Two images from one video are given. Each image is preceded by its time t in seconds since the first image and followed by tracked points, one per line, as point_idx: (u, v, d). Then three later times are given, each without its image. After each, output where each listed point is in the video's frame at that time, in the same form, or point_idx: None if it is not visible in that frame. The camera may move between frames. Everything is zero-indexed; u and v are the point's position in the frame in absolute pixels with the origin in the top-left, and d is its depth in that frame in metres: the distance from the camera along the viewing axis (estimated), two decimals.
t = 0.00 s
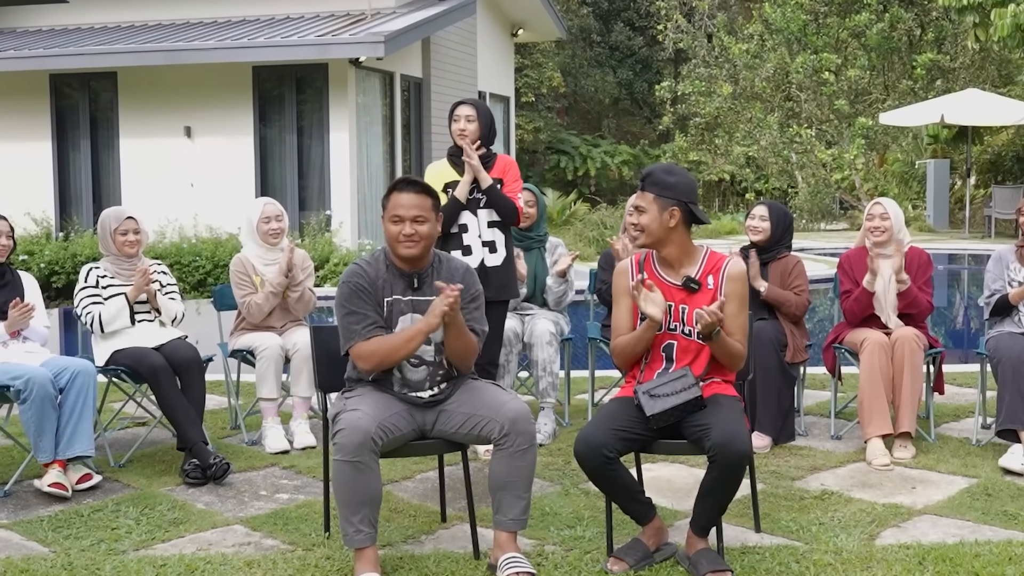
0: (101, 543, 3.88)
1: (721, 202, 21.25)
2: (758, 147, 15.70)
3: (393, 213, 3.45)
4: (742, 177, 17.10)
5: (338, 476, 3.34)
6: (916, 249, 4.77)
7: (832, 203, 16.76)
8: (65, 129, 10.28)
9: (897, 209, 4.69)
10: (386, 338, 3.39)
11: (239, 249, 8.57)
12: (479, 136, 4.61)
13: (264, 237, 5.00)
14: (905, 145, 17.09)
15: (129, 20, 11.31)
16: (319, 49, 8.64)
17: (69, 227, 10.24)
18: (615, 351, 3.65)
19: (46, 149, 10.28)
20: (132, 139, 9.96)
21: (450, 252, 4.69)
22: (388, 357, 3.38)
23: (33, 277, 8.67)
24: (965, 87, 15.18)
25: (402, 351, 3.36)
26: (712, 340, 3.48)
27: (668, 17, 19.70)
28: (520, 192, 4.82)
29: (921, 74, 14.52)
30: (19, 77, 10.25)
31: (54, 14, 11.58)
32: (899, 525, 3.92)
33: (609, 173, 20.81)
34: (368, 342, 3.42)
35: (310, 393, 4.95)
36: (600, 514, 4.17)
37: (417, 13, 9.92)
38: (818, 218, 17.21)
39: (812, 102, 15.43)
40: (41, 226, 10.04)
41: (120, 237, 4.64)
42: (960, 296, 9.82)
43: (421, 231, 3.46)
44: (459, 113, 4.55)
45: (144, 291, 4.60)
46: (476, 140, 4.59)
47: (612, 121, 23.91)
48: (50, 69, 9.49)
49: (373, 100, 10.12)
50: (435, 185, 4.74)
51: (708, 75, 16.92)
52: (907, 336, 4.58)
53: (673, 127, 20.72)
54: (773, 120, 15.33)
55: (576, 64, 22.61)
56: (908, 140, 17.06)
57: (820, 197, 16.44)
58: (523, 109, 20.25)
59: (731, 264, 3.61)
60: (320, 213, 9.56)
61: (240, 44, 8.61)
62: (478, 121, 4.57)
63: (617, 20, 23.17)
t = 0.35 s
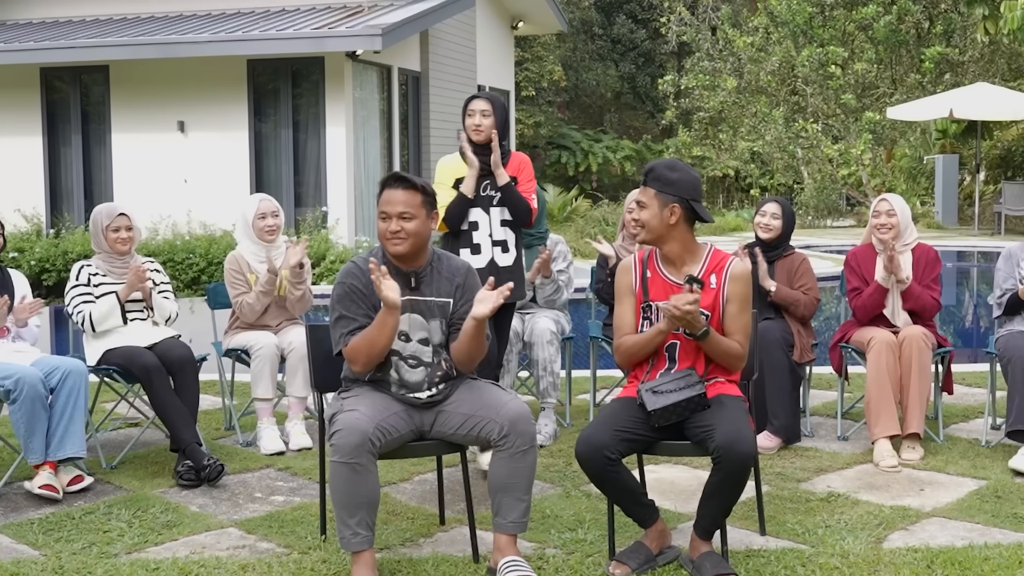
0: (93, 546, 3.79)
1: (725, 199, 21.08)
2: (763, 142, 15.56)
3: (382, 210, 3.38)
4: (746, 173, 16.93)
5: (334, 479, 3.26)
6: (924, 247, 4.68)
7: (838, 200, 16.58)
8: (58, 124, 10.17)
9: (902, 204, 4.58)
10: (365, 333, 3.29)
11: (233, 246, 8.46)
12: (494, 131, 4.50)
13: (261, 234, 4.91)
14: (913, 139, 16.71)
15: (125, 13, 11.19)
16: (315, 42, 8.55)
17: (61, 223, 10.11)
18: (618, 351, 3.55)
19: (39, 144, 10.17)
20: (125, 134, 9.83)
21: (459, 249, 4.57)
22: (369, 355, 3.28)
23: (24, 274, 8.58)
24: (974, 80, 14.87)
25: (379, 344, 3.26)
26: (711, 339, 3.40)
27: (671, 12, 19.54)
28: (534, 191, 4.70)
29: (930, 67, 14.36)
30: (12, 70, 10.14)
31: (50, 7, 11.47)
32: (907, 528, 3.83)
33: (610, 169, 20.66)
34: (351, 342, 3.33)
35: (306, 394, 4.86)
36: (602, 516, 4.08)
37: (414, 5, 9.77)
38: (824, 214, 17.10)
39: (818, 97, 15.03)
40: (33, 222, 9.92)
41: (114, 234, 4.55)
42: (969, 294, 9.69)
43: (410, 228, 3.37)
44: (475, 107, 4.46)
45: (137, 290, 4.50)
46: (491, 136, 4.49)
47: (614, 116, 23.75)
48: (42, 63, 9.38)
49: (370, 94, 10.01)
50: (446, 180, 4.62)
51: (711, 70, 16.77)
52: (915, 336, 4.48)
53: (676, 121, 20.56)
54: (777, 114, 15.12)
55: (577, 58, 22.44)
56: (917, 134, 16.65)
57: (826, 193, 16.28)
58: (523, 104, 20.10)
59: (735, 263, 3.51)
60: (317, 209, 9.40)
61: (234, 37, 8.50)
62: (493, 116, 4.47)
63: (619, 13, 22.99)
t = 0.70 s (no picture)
0: (84, 549, 3.70)
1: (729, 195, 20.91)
2: (768, 139, 15.04)
3: (379, 206, 3.30)
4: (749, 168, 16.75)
5: (330, 480, 3.18)
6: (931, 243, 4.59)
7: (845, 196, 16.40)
8: (47, 119, 10.00)
9: (909, 201, 4.52)
10: (370, 337, 3.23)
11: (227, 244, 8.34)
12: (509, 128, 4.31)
13: (256, 231, 4.83)
14: (921, 134, 16.32)
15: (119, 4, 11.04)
16: (311, 35, 8.45)
17: (51, 220, 9.95)
18: (619, 346, 3.46)
19: (27, 139, 9.99)
20: (115, 129, 9.65)
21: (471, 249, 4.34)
22: (371, 359, 3.21)
23: (13, 272, 8.47)
24: (982, 74, 14.81)
25: (387, 353, 3.19)
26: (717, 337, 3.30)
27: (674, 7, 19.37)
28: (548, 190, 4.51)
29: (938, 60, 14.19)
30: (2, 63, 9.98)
31: None
32: (915, 531, 3.74)
33: (612, 164, 20.48)
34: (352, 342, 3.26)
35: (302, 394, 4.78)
36: (603, 519, 3.99)
37: None
38: (831, 211, 16.91)
39: (823, 90, 14.71)
40: (22, 219, 9.77)
41: (105, 231, 4.48)
42: (978, 293, 9.58)
43: (410, 223, 3.28)
44: (489, 104, 4.26)
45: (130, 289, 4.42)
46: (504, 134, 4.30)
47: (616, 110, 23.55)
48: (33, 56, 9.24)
49: (367, 89, 9.91)
50: (457, 177, 4.35)
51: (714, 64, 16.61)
52: (923, 335, 4.40)
53: (679, 115, 20.37)
54: (783, 109, 14.63)
55: (579, 51, 22.23)
56: (925, 129, 16.20)
57: (833, 189, 16.11)
58: (524, 98, 19.91)
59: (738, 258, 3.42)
60: (312, 206, 9.26)
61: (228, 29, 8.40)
62: (508, 113, 4.28)
63: (622, 6, 22.80)
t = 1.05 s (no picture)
0: (76, 552, 3.62)
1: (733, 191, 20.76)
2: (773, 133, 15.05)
3: (379, 204, 3.21)
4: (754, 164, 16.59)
5: (326, 482, 3.10)
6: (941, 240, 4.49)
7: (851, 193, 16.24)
8: (39, 113, 9.88)
9: (917, 198, 4.43)
10: (367, 339, 3.18)
11: (222, 241, 8.24)
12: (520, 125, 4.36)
13: (250, 228, 4.75)
14: (929, 130, 16.53)
15: None
16: (308, 28, 8.38)
17: (42, 217, 9.83)
18: (625, 346, 3.40)
19: (19, 134, 9.88)
20: (109, 125, 9.55)
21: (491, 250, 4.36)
22: (370, 360, 3.18)
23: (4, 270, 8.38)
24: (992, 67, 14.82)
25: (385, 354, 3.18)
26: (720, 337, 3.23)
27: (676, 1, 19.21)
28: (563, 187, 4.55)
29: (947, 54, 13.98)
30: None
31: None
32: (922, 534, 3.66)
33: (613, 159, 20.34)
34: (348, 344, 3.20)
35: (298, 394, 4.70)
36: (605, 521, 3.91)
37: None
38: (838, 208, 16.44)
39: (830, 85, 14.65)
40: (13, 216, 9.64)
41: (97, 228, 4.40)
42: (987, 291, 9.48)
43: (410, 219, 3.21)
44: (499, 100, 4.31)
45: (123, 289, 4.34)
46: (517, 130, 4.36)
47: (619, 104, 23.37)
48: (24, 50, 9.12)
49: (365, 83, 9.83)
50: (471, 175, 4.37)
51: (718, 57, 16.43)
52: (931, 335, 4.33)
53: (683, 110, 20.21)
54: (789, 103, 14.69)
55: (580, 45, 22.07)
56: (933, 124, 16.42)
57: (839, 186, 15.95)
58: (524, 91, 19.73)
59: (744, 257, 3.34)
60: (309, 202, 9.17)
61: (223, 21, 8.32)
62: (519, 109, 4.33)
63: None
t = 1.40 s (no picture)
0: (67, 555, 3.55)
1: (737, 187, 20.64)
2: (778, 128, 14.74)
3: (387, 200, 3.12)
4: (758, 159, 16.44)
5: (323, 484, 3.02)
6: (950, 239, 4.42)
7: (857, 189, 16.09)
8: (29, 108, 9.75)
9: (926, 195, 4.32)
10: (365, 341, 3.09)
11: (216, 238, 8.15)
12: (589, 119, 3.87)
13: (245, 225, 4.67)
14: (936, 124, 16.23)
15: None
16: (303, 21, 8.31)
17: (33, 214, 9.71)
18: (626, 347, 3.29)
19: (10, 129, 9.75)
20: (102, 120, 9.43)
21: (546, 253, 3.89)
22: (364, 365, 3.09)
23: None
24: (1001, 62, 14.39)
25: (381, 359, 3.07)
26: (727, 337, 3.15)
27: None
28: (634, 184, 3.96)
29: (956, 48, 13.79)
30: None
31: None
32: (930, 537, 3.58)
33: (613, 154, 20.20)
34: (348, 344, 3.12)
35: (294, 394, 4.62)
36: (606, 524, 3.83)
37: None
38: (844, 204, 16.39)
39: (836, 78, 14.31)
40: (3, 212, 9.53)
41: (88, 225, 4.32)
42: (996, 289, 9.38)
43: (420, 215, 3.14)
44: (569, 89, 3.82)
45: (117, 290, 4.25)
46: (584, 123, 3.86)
47: (621, 98, 23.24)
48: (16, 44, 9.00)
49: (362, 77, 9.73)
50: (529, 172, 3.92)
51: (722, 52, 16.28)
52: (939, 334, 4.25)
53: (685, 105, 20.07)
54: (794, 97, 14.41)
55: (581, 40, 21.91)
56: (941, 119, 16.18)
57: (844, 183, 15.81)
58: (524, 86, 19.57)
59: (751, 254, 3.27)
60: (305, 199, 9.08)
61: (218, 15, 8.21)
62: (591, 100, 3.84)
63: None
